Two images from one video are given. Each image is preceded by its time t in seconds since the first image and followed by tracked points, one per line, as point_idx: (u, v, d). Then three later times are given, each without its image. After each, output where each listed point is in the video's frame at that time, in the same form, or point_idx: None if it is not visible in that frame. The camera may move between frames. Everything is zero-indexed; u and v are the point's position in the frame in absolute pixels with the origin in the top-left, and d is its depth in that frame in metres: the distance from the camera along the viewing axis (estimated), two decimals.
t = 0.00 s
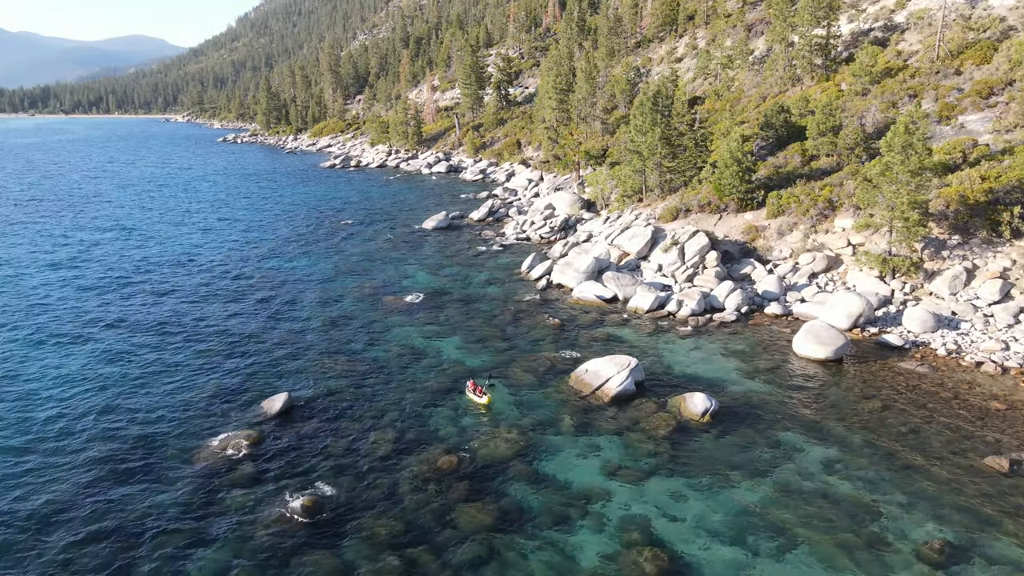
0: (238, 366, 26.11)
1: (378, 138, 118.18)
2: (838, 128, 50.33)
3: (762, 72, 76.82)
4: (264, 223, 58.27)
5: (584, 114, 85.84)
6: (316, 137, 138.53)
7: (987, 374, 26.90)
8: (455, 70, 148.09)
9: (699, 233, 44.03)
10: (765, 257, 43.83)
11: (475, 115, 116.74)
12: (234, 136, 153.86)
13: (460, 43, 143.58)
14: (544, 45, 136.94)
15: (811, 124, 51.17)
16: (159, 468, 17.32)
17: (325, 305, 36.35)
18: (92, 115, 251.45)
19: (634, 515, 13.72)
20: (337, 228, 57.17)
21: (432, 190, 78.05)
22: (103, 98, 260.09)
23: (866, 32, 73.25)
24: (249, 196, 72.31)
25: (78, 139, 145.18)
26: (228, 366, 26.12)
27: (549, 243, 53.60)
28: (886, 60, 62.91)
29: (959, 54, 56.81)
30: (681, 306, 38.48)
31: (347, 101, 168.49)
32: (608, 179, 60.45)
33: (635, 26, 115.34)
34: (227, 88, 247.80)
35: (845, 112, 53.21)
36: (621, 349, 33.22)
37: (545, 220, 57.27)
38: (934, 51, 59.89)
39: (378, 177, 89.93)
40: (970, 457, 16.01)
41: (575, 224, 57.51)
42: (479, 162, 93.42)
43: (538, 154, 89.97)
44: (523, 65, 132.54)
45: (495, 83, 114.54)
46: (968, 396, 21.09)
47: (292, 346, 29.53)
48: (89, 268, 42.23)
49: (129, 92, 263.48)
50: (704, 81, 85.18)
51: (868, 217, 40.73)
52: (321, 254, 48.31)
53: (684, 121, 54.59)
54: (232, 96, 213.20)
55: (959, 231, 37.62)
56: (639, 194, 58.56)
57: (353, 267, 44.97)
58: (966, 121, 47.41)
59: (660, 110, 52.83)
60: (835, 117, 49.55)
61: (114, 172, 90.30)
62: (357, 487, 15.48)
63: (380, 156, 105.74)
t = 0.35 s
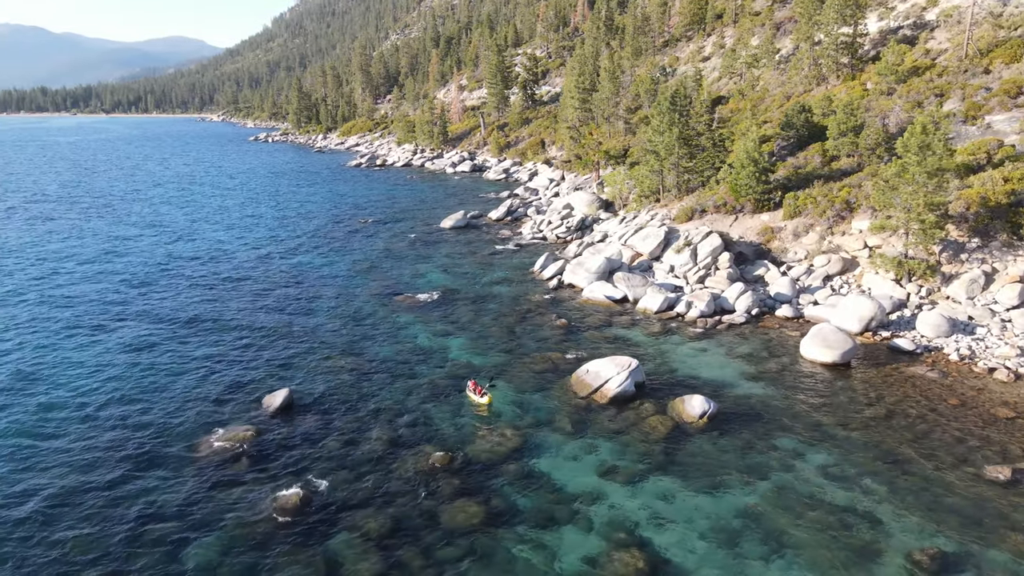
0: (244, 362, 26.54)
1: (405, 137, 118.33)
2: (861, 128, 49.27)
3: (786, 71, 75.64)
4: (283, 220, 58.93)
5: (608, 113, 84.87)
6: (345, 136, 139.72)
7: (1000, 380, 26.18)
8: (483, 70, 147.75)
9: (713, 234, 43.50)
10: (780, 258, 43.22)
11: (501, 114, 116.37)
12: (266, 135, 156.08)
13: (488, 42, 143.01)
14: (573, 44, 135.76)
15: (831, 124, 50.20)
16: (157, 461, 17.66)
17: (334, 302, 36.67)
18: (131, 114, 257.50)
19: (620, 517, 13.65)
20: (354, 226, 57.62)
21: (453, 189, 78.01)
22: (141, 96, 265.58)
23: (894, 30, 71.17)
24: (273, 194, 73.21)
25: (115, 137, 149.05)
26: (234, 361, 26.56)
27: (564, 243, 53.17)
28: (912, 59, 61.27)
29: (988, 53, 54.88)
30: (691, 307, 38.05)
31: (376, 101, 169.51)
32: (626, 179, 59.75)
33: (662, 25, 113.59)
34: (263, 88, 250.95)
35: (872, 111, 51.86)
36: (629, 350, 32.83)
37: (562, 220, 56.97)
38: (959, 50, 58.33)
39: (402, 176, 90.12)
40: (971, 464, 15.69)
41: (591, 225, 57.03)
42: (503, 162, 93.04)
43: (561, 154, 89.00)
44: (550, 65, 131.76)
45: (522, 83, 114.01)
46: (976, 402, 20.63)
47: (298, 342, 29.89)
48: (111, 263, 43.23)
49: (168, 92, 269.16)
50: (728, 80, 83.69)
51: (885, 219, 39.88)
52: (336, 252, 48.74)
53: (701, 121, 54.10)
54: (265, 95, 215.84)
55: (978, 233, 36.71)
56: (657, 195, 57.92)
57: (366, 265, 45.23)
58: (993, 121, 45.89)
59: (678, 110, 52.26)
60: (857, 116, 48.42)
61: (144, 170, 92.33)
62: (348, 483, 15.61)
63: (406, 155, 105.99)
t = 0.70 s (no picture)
0: (252, 356, 27.01)
1: (435, 136, 117.71)
2: (886, 127, 47.99)
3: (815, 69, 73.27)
4: (303, 218, 59.59)
5: (633, 113, 83.68)
6: (376, 135, 140.54)
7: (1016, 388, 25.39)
8: (513, 70, 146.80)
9: (728, 235, 42.88)
10: (796, 261, 42.51)
11: (529, 114, 115.48)
12: (299, 134, 158.08)
13: (518, 41, 141.76)
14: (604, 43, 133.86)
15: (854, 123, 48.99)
16: (156, 452, 18.07)
17: (345, 299, 37.00)
18: (173, 113, 264.02)
19: (603, 520, 13.56)
20: (372, 225, 57.93)
21: (475, 189, 77.76)
22: (182, 96, 271.70)
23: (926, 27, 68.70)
24: (297, 193, 74.12)
25: (153, 136, 153.06)
26: (242, 356, 27.05)
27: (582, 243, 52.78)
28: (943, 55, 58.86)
29: None
30: (701, 309, 37.55)
31: (408, 101, 169.68)
32: (646, 178, 59.01)
33: (695, 24, 110.95)
34: (299, 87, 253.56)
35: (898, 110, 50.41)
36: (637, 351, 32.50)
37: (581, 220, 56.51)
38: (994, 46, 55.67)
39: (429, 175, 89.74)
40: (972, 474, 15.27)
41: (610, 224, 56.36)
42: (530, 161, 92.45)
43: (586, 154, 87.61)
44: (580, 64, 130.29)
45: (550, 83, 112.91)
46: (987, 410, 20.06)
47: (305, 338, 30.22)
48: (135, 257, 44.37)
49: (208, 92, 275.04)
50: (757, 79, 81.75)
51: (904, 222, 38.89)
52: (351, 249, 49.07)
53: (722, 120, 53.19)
54: (299, 95, 218.02)
55: (1001, 237, 35.68)
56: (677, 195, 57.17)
57: (381, 264, 45.44)
58: None
59: (697, 109, 51.52)
60: (882, 116, 47.13)
61: (175, 167, 94.57)
62: (336, 479, 15.78)
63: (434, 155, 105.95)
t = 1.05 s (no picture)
0: (259, 352, 27.42)
1: (462, 135, 116.32)
2: (909, 127, 46.75)
3: (842, 70, 68.97)
4: (321, 216, 60.09)
5: (656, 113, 82.14)
6: (404, 134, 140.52)
7: None
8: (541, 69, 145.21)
9: (741, 237, 42.32)
10: (811, 263, 41.80)
11: (555, 113, 114.20)
12: (330, 134, 159.22)
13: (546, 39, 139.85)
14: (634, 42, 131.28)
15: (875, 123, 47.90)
16: (157, 444, 18.50)
17: (355, 296, 37.24)
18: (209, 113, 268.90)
19: (586, 521, 13.54)
20: (388, 223, 58.05)
21: (496, 188, 77.29)
22: (218, 96, 276.48)
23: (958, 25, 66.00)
24: (319, 191, 74.77)
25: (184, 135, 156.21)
26: (251, 352, 27.50)
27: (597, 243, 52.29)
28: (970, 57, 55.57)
29: None
30: (710, 310, 37.06)
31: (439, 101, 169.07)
32: (664, 178, 58.27)
33: (725, 23, 108.07)
34: (331, 87, 254.83)
35: (919, 110, 49.21)
36: (645, 352, 32.07)
37: (597, 220, 56.00)
38: None
39: (457, 176, 88.08)
40: (971, 483, 14.96)
41: (627, 225, 55.62)
42: (554, 160, 90.24)
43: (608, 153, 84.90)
44: (608, 64, 128.30)
45: (576, 82, 111.46)
46: (995, 418, 19.56)
47: (313, 334, 30.52)
48: (155, 252, 45.47)
49: (244, 93, 279.20)
50: (784, 78, 79.21)
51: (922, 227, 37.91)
52: (366, 248, 49.30)
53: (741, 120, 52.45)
54: (331, 96, 219.20)
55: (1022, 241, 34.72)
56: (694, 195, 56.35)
57: (393, 262, 45.60)
58: None
59: (715, 109, 50.83)
60: (904, 116, 46.14)
61: (202, 165, 96.52)
62: (327, 474, 15.98)
63: (459, 154, 105.57)
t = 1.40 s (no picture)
0: (268, 348, 27.92)
1: (492, 134, 115.81)
2: (934, 127, 45.17)
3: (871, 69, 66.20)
4: (340, 214, 60.62)
5: (681, 113, 80.79)
6: (434, 134, 140.46)
7: None
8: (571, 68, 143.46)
9: (756, 239, 41.75)
10: (827, 265, 40.98)
11: (583, 114, 112.89)
12: (359, 133, 160.35)
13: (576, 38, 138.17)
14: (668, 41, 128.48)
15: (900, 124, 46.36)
16: (161, 436, 19.04)
17: (366, 294, 37.48)
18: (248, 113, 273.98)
19: (568, 524, 13.55)
20: (407, 222, 58.17)
21: (520, 188, 76.89)
22: (258, 95, 280.36)
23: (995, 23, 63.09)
24: (345, 190, 75.23)
25: (218, 134, 159.70)
26: (260, 347, 28.01)
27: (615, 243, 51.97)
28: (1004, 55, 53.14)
29: None
30: (719, 312, 36.54)
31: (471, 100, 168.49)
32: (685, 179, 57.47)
33: (758, 21, 105.04)
34: (365, 87, 255.98)
35: (947, 108, 47.42)
36: (653, 353, 31.76)
37: (616, 220, 55.46)
38: None
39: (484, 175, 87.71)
40: (968, 493, 14.64)
41: (645, 225, 54.90)
42: (580, 160, 89.09)
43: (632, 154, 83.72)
44: (639, 64, 126.09)
45: (604, 82, 110.01)
46: (1004, 426, 19.05)
47: (321, 331, 30.83)
48: (179, 247, 46.57)
49: (282, 92, 282.76)
50: (814, 78, 76.93)
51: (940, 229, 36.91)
52: (382, 246, 49.51)
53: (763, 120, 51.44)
54: (361, 96, 220.58)
55: None
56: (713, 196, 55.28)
57: (410, 261, 45.75)
58: None
59: (736, 108, 49.91)
60: (929, 116, 44.65)
61: (230, 163, 98.42)
62: (319, 471, 16.22)
63: (487, 154, 105.12)
